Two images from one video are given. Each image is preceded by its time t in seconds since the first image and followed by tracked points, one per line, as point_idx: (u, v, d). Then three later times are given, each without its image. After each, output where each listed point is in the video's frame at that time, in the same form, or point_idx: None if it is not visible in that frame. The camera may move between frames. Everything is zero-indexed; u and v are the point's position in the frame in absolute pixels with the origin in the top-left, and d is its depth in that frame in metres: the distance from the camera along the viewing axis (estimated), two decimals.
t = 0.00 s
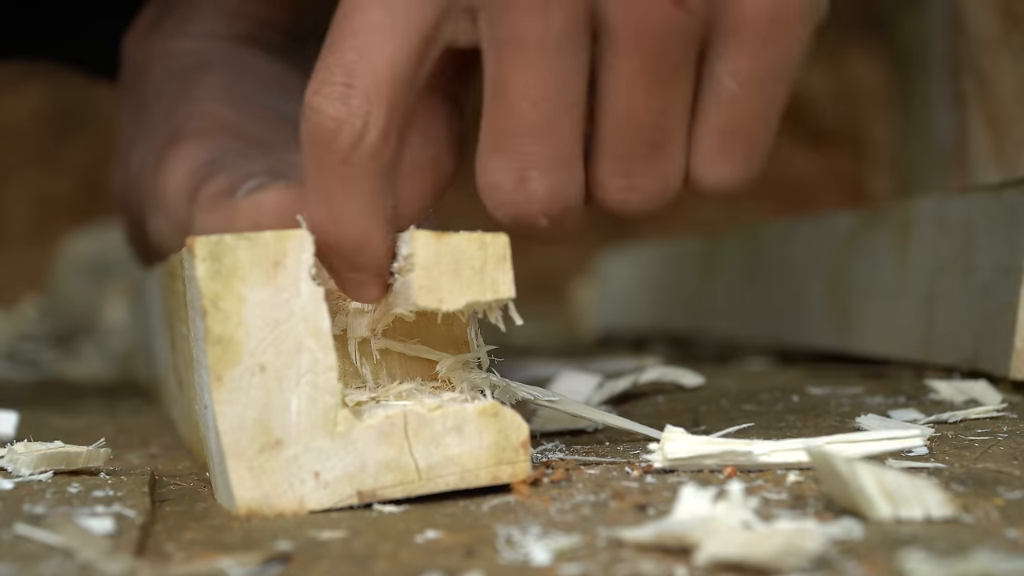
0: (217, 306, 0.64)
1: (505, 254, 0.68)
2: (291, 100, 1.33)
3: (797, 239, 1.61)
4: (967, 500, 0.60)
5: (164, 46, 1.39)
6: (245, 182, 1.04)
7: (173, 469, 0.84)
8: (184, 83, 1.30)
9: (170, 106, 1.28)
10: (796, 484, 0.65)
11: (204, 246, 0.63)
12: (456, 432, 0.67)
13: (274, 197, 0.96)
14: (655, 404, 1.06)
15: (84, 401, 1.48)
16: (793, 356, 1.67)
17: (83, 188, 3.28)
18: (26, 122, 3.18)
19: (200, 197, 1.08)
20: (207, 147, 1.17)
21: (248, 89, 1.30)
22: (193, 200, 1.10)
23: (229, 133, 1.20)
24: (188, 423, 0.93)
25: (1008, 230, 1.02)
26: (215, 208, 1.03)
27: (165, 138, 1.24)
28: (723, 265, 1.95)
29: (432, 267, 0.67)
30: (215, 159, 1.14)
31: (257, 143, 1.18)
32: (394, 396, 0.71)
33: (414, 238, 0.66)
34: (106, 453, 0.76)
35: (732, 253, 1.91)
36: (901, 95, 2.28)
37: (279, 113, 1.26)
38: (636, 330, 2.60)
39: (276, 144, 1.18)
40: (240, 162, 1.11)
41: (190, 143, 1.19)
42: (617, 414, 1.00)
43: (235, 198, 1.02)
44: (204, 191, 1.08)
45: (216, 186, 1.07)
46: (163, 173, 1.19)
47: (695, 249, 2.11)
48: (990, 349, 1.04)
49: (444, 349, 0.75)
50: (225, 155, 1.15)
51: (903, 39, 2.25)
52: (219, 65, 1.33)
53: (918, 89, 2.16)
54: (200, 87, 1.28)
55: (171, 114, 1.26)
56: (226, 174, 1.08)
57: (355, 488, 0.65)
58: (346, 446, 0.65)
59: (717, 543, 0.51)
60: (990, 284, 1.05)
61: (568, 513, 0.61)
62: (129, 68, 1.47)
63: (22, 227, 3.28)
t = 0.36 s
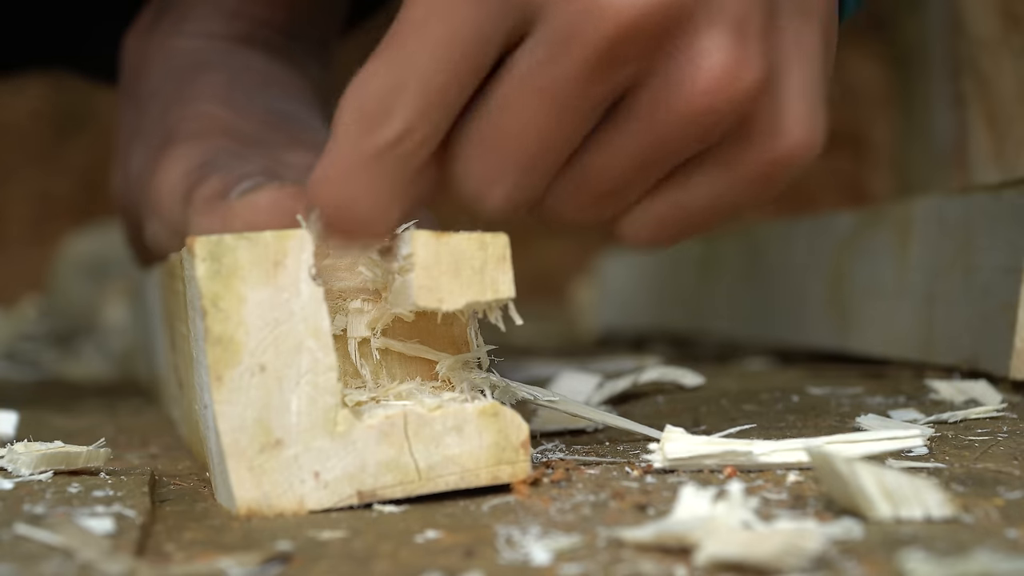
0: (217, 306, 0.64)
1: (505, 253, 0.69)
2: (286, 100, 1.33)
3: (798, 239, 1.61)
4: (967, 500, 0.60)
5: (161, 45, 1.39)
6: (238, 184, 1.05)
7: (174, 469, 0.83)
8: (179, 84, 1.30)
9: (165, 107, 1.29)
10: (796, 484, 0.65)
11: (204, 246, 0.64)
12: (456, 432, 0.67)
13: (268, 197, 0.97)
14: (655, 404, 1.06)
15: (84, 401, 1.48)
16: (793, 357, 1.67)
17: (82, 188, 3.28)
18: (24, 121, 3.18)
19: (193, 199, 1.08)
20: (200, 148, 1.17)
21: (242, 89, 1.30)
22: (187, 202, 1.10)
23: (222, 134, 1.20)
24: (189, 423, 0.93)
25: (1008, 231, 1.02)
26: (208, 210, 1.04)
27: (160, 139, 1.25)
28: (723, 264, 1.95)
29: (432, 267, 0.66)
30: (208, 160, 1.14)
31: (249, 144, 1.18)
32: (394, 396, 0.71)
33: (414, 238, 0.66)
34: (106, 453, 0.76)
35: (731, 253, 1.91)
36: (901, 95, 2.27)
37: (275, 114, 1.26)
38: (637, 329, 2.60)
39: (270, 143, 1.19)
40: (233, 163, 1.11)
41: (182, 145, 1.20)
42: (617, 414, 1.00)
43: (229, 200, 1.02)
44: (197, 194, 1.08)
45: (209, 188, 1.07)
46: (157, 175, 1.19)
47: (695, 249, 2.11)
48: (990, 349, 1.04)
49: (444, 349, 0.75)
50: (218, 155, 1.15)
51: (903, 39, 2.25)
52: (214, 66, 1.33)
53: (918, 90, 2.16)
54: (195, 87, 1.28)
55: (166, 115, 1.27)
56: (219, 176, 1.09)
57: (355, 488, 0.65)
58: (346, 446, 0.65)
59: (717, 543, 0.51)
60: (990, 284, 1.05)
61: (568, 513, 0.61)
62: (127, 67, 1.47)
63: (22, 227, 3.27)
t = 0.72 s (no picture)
0: (217, 306, 0.64)
1: (506, 253, 0.69)
2: (287, 100, 1.33)
3: (797, 238, 1.61)
4: (967, 500, 0.60)
5: (163, 46, 1.39)
6: (237, 183, 1.05)
7: (173, 469, 0.83)
8: (180, 84, 1.30)
9: (167, 107, 1.29)
10: (796, 484, 0.65)
11: (204, 247, 0.64)
12: (456, 432, 0.67)
13: (269, 198, 0.98)
14: (655, 404, 1.06)
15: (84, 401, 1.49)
16: (793, 357, 1.67)
17: (82, 188, 3.29)
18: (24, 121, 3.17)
19: (192, 199, 1.08)
20: (200, 148, 1.17)
21: (243, 89, 1.30)
22: (186, 202, 1.10)
23: (222, 133, 1.20)
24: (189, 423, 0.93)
25: (1008, 231, 1.02)
26: (207, 209, 1.04)
27: (160, 139, 1.25)
28: (723, 264, 1.95)
29: (431, 267, 0.66)
30: (208, 160, 1.15)
31: (249, 143, 1.18)
32: (394, 396, 0.71)
33: (414, 238, 0.66)
34: (106, 453, 0.76)
35: (731, 254, 1.91)
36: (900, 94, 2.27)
37: (276, 114, 1.26)
38: (637, 330, 2.60)
39: (270, 142, 1.19)
40: (233, 163, 1.12)
41: (182, 146, 1.20)
42: (617, 414, 1.00)
43: (228, 199, 1.02)
44: (196, 194, 1.08)
45: (208, 188, 1.07)
46: (157, 175, 1.20)
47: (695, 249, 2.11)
48: (990, 349, 1.04)
49: (444, 349, 0.75)
50: (217, 155, 1.15)
51: (902, 38, 2.24)
52: (215, 66, 1.33)
53: (917, 89, 2.16)
54: (196, 87, 1.29)
55: (167, 115, 1.27)
56: (218, 176, 1.09)
57: (355, 488, 0.65)
58: (346, 446, 0.65)
59: (718, 543, 0.51)
60: (990, 284, 1.05)
61: (568, 513, 0.61)
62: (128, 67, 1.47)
63: (22, 227, 3.27)
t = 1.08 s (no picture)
0: (217, 306, 0.64)
1: (505, 253, 0.69)
2: (290, 100, 1.33)
3: (797, 238, 1.61)
4: (967, 500, 0.60)
5: (165, 45, 1.39)
6: (238, 183, 1.05)
7: (173, 469, 0.84)
8: (182, 82, 1.30)
9: (168, 105, 1.29)
10: (796, 485, 0.65)
11: (204, 247, 0.64)
12: (456, 432, 0.67)
13: (267, 198, 0.98)
14: (655, 404, 1.06)
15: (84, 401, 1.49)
16: (793, 357, 1.67)
17: (82, 189, 3.29)
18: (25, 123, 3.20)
19: (194, 197, 1.08)
20: (202, 145, 1.18)
21: (244, 88, 1.30)
22: (187, 200, 1.10)
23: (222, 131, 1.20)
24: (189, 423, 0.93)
25: (1008, 230, 1.02)
26: (208, 208, 1.04)
27: (162, 135, 1.25)
28: (723, 264, 1.95)
29: (432, 267, 0.66)
30: (210, 158, 1.15)
31: (250, 141, 1.18)
32: (394, 395, 0.71)
33: (414, 238, 0.66)
34: (106, 453, 0.76)
35: (731, 254, 1.91)
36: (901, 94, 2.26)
37: (279, 113, 1.26)
38: (637, 330, 2.60)
39: (272, 141, 1.19)
40: (234, 161, 1.12)
41: (183, 144, 1.20)
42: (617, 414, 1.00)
43: (228, 199, 1.03)
44: (198, 191, 1.08)
45: (210, 186, 1.08)
46: (159, 172, 1.20)
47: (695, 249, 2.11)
48: (990, 349, 1.04)
49: (444, 349, 0.75)
50: (219, 153, 1.15)
51: (902, 38, 2.24)
52: (216, 64, 1.33)
53: (917, 89, 2.16)
54: (197, 86, 1.29)
55: (169, 112, 1.27)
56: (220, 174, 1.09)
57: (355, 488, 0.65)
58: (346, 446, 0.65)
59: (718, 543, 0.51)
60: (990, 284, 1.05)
61: (568, 513, 0.61)
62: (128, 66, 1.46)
63: (22, 227, 3.28)
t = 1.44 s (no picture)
0: (217, 306, 0.64)
1: (506, 253, 0.69)
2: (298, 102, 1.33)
3: (798, 238, 1.61)
4: (967, 500, 0.60)
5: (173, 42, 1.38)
6: (239, 182, 1.05)
7: (174, 469, 0.84)
8: (189, 81, 1.30)
9: (174, 102, 1.29)
10: (796, 485, 0.65)
11: (203, 246, 0.64)
12: (456, 431, 0.67)
13: (266, 197, 0.98)
14: (655, 404, 1.06)
15: (84, 401, 1.49)
16: (793, 358, 1.67)
17: (82, 189, 3.30)
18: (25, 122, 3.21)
19: (196, 195, 1.08)
20: (206, 143, 1.17)
21: (252, 88, 1.30)
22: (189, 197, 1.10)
23: (227, 130, 1.20)
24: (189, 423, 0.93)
25: (1008, 230, 1.02)
26: (209, 207, 1.04)
27: (167, 132, 1.25)
28: (723, 264, 1.95)
29: (432, 267, 0.66)
30: (214, 156, 1.15)
31: (254, 141, 1.18)
32: (394, 396, 0.72)
33: (414, 238, 0.66)
34: (106, 453, 0.76)
35: (732, 254, 1.90)
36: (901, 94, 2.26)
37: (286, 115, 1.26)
38: (637, 330, 2.60)
39: (277, 142, 1.19)
40: (237, 161, 1.11)
41: (188, 142, 1.20)
42: (617, 415, 1.00)
43: (228, 197, 1.02)
44: (200, 189, 1.08)
45: (211, 185, 1.07)
46: (162, 169, 1.20)
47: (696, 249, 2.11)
48: (990, 349, 1.04)
49: (444, 349, 0.75)
50: (223, 152, 1.15)
51: (902, 38, 2.24)
52: (224, 63, 1.33)
53: (917, 89, 2.16)
54: (204, 85, 1.29)
55: (175, 109, 1.27)
56: (222, 173, 1.09)
57: (355, 488, 0.65)
58: (346, 446, 0.65)
59: (717, 544, 0.51)
60: (990, 284, 1.05)
61: (568, 513, 0.61)
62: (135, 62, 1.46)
63: (22, 227, 3.28)
